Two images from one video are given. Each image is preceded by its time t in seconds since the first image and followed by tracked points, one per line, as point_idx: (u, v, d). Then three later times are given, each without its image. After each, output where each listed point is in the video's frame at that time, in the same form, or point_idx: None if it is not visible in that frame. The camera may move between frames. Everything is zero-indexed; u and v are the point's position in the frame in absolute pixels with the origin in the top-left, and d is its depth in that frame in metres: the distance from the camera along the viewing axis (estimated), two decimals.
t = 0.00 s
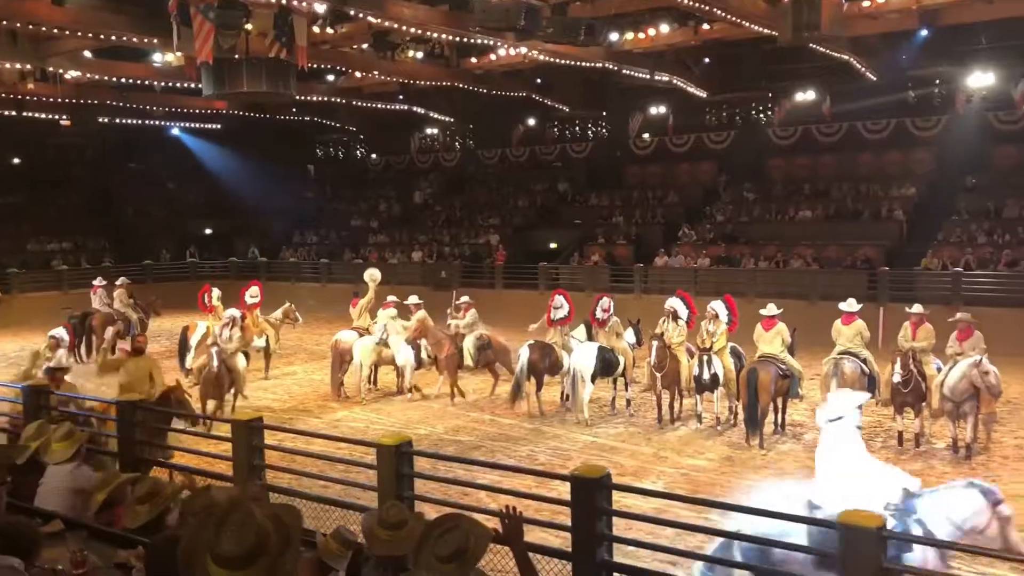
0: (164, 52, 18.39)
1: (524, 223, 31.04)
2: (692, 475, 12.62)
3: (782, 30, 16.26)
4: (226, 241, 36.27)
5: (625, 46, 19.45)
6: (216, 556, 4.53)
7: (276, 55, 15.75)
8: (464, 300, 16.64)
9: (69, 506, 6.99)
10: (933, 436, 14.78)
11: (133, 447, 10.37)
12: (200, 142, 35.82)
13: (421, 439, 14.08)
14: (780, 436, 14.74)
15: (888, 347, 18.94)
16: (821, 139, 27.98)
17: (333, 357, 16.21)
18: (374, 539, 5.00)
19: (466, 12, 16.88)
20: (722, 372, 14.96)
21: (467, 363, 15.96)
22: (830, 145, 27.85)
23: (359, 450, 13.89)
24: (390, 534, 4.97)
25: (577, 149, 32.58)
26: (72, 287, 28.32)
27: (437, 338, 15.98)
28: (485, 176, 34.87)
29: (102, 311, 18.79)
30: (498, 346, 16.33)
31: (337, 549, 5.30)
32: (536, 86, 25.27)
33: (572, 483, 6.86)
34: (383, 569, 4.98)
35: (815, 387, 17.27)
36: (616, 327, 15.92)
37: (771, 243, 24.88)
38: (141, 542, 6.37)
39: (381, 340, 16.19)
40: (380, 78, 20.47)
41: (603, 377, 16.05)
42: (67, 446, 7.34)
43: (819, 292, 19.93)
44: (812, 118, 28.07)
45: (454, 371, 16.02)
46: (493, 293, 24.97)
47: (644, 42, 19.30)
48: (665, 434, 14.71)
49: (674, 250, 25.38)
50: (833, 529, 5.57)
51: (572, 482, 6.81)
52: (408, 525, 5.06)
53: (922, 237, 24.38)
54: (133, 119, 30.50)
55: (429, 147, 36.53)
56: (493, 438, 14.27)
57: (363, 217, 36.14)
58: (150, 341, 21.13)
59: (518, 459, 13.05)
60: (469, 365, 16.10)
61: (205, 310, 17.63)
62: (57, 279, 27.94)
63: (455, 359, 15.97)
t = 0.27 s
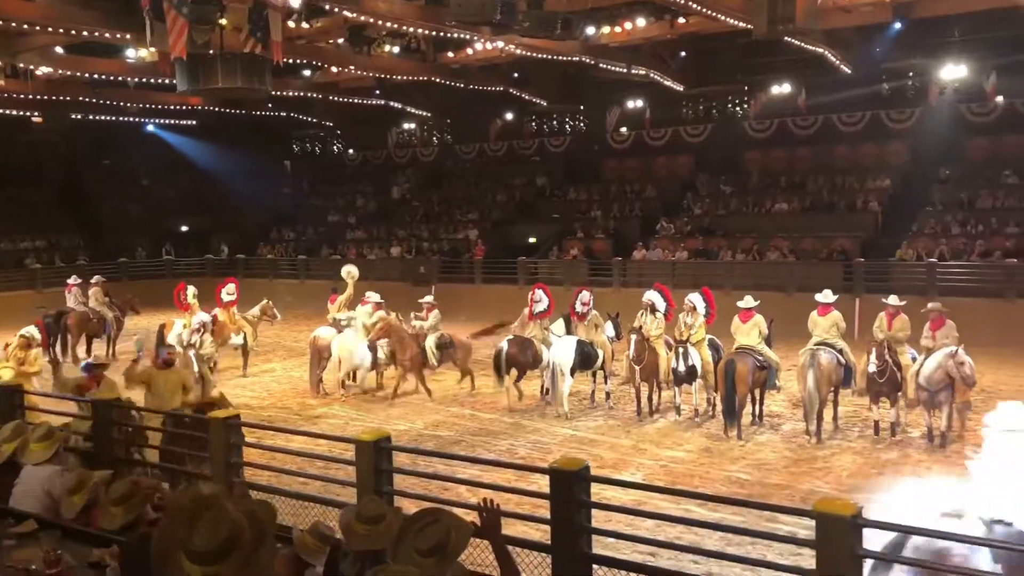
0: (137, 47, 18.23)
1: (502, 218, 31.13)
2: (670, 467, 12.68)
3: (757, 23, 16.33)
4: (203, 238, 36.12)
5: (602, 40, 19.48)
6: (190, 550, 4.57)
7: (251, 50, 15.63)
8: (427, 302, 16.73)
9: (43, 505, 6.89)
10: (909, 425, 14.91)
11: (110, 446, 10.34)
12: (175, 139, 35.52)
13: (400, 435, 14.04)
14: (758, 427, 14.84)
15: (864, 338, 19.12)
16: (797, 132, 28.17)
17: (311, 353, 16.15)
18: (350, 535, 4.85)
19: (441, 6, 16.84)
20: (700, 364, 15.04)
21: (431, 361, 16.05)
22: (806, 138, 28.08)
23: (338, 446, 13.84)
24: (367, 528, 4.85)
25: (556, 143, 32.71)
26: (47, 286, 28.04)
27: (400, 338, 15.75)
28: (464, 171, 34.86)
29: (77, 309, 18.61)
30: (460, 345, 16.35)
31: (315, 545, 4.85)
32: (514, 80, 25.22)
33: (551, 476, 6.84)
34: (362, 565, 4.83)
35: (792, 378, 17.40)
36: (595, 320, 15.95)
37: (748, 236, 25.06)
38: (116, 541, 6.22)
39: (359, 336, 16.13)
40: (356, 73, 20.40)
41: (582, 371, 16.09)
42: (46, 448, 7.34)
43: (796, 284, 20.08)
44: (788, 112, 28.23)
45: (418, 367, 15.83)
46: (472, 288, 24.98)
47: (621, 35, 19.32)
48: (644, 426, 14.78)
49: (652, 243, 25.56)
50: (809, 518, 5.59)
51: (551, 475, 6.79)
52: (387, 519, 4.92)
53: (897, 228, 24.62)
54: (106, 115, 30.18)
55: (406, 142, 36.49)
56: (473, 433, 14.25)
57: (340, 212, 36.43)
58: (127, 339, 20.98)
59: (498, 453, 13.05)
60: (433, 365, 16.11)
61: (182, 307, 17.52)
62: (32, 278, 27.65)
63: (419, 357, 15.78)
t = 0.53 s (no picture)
0: (105, 44, 18.03)
1: (477, 214, 31.21)
2: (646, 460, 12.76)
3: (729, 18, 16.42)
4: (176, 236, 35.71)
5: (575, 35, 19.53)
6: (157, 552, 4.23)
7: (221, 46, 15.50)
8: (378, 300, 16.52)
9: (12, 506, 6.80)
10: (880, 415, 15.08)
11: (82, 445, 10.19)
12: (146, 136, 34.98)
13: (377, 431, 14.01)
14: (732, 418, 14.97)
15: (836, 330, 19.33)
16: (769, 126, 28.40)
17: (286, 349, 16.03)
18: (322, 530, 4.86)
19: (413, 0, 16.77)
20: (675, 357, 15.13)
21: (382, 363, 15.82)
22: (777, 132, 28.35)
23: (313, 444, 13.81)
24: (338, 524, 4.86)
25: (530, 138, 32.81)
26: (16, 286, 27.69)
27: (353, 341, 15.51)
28: (438, 166, 34.82)
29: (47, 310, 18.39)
30: (411, 344, 16.22)
31: (291, 544, 4.97)
32: (487, 75, 25.18)
33: (527, 468, 6.82)
34: (333, 563, 4.72)
35: (765, 370, 17.56)
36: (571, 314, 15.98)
37: (721, 230, 25.26)
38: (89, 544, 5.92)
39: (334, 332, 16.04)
40: (328, 68, 20.31)
41: (558, 365, 16.14)
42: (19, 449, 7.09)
43: (768, 277, 20.28)
44: (760, 105, 28.31)
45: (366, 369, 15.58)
46: (448, 284, 25.00)
47: (593, 30, 19.34)
48: (619, 420, 14.86)
49: (627, 238, 25.77)
50: (782, 508, 5.65)
51: (527, 468, 6.77)
52: (358, 515, 4.96)
53: (867, 220, 24.91)
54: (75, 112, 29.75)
55: (380, 138, 36.29)
56: (450, 429, 14.24)
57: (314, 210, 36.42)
58: (99, 339, 20.78)
59: (474, 449, 13.07)
60: (383, 366, 15.91)
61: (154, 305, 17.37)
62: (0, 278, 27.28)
63: (369, 359, 15.55)
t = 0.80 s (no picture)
0: (67, 36, 17.75)
1: (448, 208, 31.22)
2: (616, 452, 12.82)
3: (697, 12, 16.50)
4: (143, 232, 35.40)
5: (544, 29, 19.55)
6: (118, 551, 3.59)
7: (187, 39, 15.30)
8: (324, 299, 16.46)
9: None
10: (846, 406, 15.28)
11: (45, 445, 9.91)
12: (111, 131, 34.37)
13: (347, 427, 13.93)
14: (701, 410, 15.10)
15: (803, 321, 19.59)
16: (737, 121, 28.66)
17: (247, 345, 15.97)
18: (282, 525, 4.78)
19: None
20: (644, 350, 15.21)
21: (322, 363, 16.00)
22: (744, 125, 28.58)
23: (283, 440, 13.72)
24: (298, 519, 4.76)
25: (500, 132, 32.69)
26: None
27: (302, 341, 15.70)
28: (408, 160, 34.69)
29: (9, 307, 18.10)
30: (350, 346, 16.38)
31: (252, 534, 5.10)
32: (457, 69, 25.07)
33: (496, 463, 6.76)
34: (295, 556, 4.76)
35: (734, 362, 17.73)
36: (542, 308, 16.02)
37: (690, 223, 25.49)
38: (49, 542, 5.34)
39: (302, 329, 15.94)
40: (296, 62, 20.19)
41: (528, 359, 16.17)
42: None
43: (737, 270, 20.52)
44: (727, 100, 28.61)
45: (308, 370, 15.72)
46: (419, 279, 24.98)
47: (563, 25, 19.33)
48: (590, 413, 14.92)
49: (597, 232, 25.96)
50: (749, 498, 5.68)
51: (497, 463, 6.72)
52: (319, 509, 4.85)
53: (834, 214, 25.20)
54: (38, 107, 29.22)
55: (349, 132, 36.17)
56: (421, 424, 14.20)
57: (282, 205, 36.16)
58: (64, 336, 20.51)
59: (445, 443, 13.05)
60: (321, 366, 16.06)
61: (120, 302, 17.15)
62: None
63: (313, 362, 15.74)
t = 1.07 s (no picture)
0: (27, 25, 17.41)
1: (417, 201, 31.17)
2: (585, 445, 12.87)
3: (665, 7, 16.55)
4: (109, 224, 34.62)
5: (514, 22, 19.52)
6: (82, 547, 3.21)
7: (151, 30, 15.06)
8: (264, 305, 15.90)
9: None
10: (812, 397, 15.48)
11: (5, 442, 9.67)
12: (74, 122, 33.66)
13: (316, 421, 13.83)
14: (670, 402, 15.22)
15: (769, 314, 19.82)
16: (705, 115, 28.84)
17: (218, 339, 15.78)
18: (240, 519, 4.78)
19: None
20: (614, 343, 15.28)
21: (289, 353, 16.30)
22: (713, 120, 28.81)
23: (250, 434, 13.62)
24: (256, 512, 4.76)
25: (469, 125, 32.74)
26: None
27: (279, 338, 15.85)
28: (377, 153, 34.57)
29: None
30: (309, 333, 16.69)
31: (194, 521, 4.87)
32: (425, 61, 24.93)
33: (465, 456, 6.73)
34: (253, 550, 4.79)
35: (701, 354, 17.88)
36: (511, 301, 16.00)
37: (659, 217, 25.66)
38: None
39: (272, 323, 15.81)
40: (263, 54, 20.00)
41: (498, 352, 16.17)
42: None
43: (705, 264, 20.72)
44: (695, 94, 28.52)
45: (251, 377, 15.17)
46: (388, 272, 24.91)
47: (532, 18, 19.19)
48: (560, 406, 14.96)
49: (566, 226, 26.10)
50: (715, 488, 5.71)
51: (466, 455, 6.69)
52: (277, 502, 4.85)
53: (801, 207, 25.47)
54: None
55: (317, 124, 36.18)
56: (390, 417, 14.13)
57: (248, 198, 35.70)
58: (26, 331, 20.19)
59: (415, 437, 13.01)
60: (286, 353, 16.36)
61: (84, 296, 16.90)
62: None
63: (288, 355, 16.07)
